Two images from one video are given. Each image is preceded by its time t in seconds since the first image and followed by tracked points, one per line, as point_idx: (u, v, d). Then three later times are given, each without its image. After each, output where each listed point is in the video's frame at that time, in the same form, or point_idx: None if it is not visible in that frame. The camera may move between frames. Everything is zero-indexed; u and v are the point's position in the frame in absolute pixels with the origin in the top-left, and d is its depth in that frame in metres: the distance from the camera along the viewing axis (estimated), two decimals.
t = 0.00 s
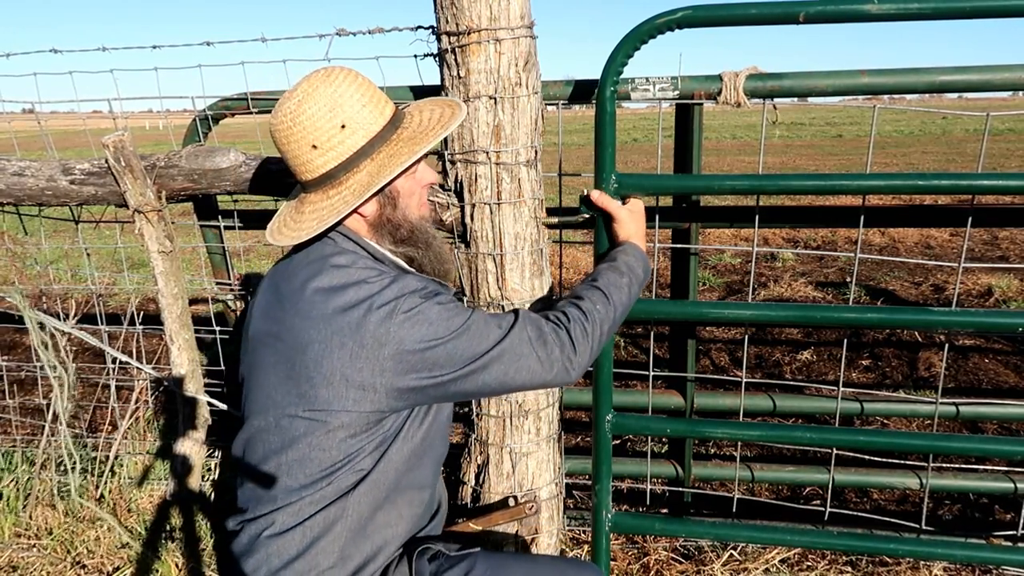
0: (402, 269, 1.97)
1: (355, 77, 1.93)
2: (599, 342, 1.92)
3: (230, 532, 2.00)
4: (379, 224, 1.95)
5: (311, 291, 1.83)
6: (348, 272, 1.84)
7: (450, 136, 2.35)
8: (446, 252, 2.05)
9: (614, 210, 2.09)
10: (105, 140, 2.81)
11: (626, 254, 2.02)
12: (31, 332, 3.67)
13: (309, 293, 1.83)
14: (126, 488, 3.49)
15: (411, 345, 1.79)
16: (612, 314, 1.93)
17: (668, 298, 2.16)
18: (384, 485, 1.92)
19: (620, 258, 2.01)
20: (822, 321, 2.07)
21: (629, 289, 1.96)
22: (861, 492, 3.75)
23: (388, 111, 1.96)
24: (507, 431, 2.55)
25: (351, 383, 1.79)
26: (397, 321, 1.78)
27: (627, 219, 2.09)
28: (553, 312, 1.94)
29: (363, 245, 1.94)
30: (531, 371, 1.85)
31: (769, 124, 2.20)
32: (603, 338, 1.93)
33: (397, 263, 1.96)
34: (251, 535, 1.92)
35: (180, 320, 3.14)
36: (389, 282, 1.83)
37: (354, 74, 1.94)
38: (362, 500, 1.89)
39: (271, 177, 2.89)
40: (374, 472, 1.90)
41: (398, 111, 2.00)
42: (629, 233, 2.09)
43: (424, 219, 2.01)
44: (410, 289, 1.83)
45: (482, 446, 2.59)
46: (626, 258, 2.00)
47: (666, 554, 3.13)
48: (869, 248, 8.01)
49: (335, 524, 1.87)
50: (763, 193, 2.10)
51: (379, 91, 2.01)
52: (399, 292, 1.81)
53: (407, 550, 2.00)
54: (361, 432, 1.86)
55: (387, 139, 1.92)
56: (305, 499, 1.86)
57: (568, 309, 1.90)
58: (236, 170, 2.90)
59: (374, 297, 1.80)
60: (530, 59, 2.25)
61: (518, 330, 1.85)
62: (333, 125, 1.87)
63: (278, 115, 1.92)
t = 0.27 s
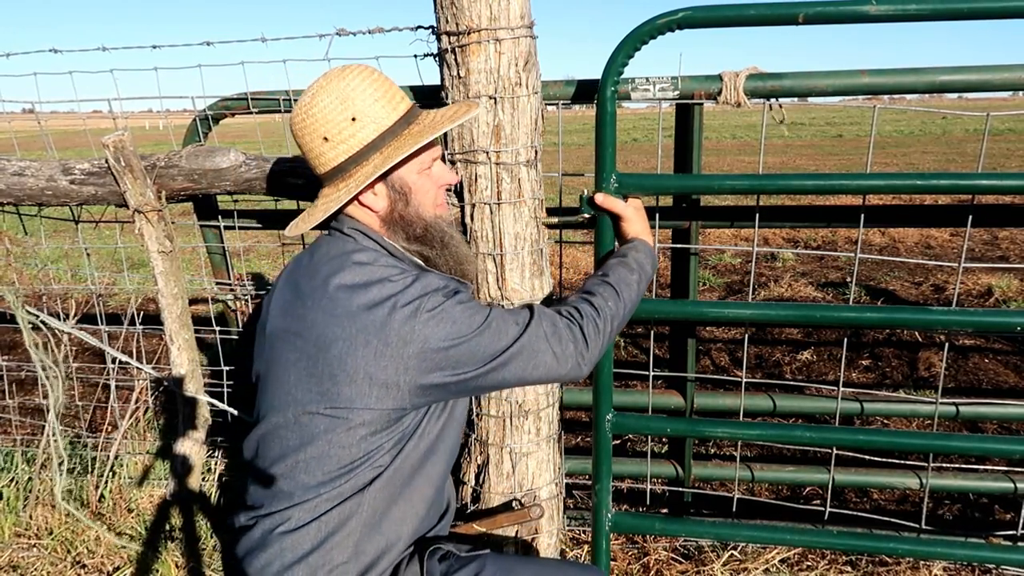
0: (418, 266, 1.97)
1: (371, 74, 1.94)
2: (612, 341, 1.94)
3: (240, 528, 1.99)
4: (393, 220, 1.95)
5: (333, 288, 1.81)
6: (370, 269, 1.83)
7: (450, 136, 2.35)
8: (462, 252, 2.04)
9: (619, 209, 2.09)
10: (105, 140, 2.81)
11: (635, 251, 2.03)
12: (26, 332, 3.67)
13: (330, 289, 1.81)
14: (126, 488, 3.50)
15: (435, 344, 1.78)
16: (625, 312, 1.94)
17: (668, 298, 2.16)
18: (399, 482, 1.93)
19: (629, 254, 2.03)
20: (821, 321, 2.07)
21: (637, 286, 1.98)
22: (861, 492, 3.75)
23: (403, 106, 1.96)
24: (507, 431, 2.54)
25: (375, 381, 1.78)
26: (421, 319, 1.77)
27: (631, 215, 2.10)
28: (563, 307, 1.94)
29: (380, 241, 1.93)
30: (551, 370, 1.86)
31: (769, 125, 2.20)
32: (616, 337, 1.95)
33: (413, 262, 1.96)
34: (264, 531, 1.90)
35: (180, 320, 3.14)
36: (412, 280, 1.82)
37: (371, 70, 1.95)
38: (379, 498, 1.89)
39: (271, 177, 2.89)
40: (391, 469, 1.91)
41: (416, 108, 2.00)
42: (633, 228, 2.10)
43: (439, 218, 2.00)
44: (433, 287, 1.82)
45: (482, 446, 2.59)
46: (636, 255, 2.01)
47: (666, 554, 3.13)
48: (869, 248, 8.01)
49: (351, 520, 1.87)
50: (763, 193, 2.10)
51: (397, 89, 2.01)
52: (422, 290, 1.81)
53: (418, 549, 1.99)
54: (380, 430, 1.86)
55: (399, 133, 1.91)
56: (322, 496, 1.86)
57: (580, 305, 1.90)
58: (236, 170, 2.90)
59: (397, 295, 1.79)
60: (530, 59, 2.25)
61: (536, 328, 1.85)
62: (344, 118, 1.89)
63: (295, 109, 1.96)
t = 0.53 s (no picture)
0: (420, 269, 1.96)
1: (377, 70, 1.95)
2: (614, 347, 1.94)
3: (240, 529, 1.98)
4: (398, 218, 1.96)
5: (336, 291, 1.80)
6: (374, 273, 1.82)
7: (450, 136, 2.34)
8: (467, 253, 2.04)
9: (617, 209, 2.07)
10: (105, 140, 2.81)
11: (635, 255, 2.01)
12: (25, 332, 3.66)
13: (334, 293, 1.80)
14: (126, 488, 3.49)
15: (438, 350, 1.78)
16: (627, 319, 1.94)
17: (669, 298, 2.16)
18: (398, 487, 1.92)
19: (628, 257, 2.02)
20: (822, 321, 2.06)
21: (637, 291, 1.98)
22: (862, 492, 3.75)
23: (410, 103, 1.97)
24: (507, 431, 2.54)
25: (377, 387, 1.78)
26: (425, 325, 1.77)
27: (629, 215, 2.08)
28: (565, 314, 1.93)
29: (384, 243, 1.92)
30: (553, 377, 1.86)
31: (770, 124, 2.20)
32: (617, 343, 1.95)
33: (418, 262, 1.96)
34: (263, 534, 1.90)
35: (180, 320, 3.13)
36: (415, 285, 1.81)
37: (378, 67, 1.96)
38: (378, 503, 1.89)
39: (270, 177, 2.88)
40: (392, 475, 1.90)
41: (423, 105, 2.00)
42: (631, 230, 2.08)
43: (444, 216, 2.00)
44: (436, 292, 1.81)
45: (482, 446, 2.59)
46: (635, 259, 2.00)
47: (666, 554, 3.13)
48: (870, 248, 8.00)
49: (350, 525, 1.87)
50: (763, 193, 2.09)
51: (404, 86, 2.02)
52: (426, 295, 1.80)
53: (418, 553, 1.99)
54: (381, 435, 1.85)
55: (406, 128, 1.92)
56: (322, 501, 1.85)
57: (583, 313, 1.89)
58: (235, 170, 2.89)
59: (401, 300, 1.78)
60: (530, 59, 2.24)
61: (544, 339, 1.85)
62: (351, 113, 1.89)
63: (302, 106, 1.97)
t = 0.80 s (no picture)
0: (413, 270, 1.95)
1: (368, 68, 1.96)
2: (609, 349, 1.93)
3: (237, 533, 1.99)
4: (388, 216, 1.96)
5: (327, 292, 1.80)
6: (365, 274, 1.82)
7: (450, 136, 2.34)
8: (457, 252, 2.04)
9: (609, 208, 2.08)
10: (104, 140, 2.80)
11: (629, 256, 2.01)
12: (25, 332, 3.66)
13: (324, 295, 1.80)
14: (126, 488, 3.49)
15: (429, 352, 1.77)
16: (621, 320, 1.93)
17: (668, 298, 2.16)
18: (393, 490, 1.92)
19: (622, 259, 2.01)
20: (822, 321, 2.06)
21: (633, 292, 1.97)
22: (862, 492, 3.75)
23: (400, 100, 1.97)
24: (507, 431, 2.54)
25: (368, 389, 1.77)
26: (416, 327, 1.76)
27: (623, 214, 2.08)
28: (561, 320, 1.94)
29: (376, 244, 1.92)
30: (546, 379, 1.85)
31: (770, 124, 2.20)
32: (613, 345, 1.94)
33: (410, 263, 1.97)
34: (259, 538, 1.90)
35: (180, 320, 3.13)
36: (406, 286, 1.81)
37: (369, 65, 1.97)
38: (373, 506, 1.88)
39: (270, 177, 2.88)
40: (386, 478, 1.90)
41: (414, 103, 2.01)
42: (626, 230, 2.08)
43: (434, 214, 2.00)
44: (427, 293, 1.81)
45: (482, 447, 2.59)
46: (628, 261, 2.00)
47: (666, 554, 3.13)
48: (870, 248, 8.00)
49: (345, 529, 1.86)
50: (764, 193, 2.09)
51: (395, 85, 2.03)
52: (416, 296, 1.79)
53: (417, 554, 1.99)
54: (374, 438, 1.85)
55: (396, 125, 1.92)
56: (316, 505, 1.85)
57: (578, 318, 1.90)
58: (235, 170, 2.89)
59: (392, 301, 1.78)
60: (530, 59, 2.24)
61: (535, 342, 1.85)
62: (341, 110, 1.90)
63: (292, 104, 1.97)
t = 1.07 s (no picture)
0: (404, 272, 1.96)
1: (353, 69, 1.96)
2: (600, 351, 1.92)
3: (233, 536, 1.99)
4: (375, 215, 1.96)
5: (315, 295, 1.81)
6: (353, 277, 1.83)
7: (450, 136, 2.34)
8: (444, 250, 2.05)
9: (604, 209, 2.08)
10: (105, 140, 2.80)
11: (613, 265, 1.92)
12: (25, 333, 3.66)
13: (312, 298, 1.81)
14: (126, 488, 3.50)
15: (417, 354, 1.77)
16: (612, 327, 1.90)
17: (668, 297, 2.16)
18: (387, 492, 1.92)
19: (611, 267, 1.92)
20: (822, 321, 2.06)
21: (621, 302, 1.89)
22: (862, 492, 3.75)
23: (385, 101, 1.97)
24: (507, 431, 2.54)
25: (356, 391, 1.78)
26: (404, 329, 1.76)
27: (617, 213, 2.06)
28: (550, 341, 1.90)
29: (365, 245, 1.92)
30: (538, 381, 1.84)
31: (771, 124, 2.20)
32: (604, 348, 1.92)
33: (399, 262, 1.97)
34: (254, 542, 1.90)
35: (180, 320, 3.14)
36: (394, 288, 1.81)
37: (353, 67, 1.98)
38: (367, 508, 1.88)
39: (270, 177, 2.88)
40: (379, 480, 1.90)
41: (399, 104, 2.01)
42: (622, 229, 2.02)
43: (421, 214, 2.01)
44: (415, 295, 1.81)
45: (482, 446, 2.59)
46: (615, 268, 1.91)
47: (666, 554, 3.13)
48: (870, 248, 8.00)
49: (339, 532, 1.86)
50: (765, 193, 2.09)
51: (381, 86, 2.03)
52: (404, 299, 1.80)
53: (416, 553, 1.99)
54: (366, 440, 1.85)
55: (381, 125, 1.92)
56: (309, 507, 1.85)
57: (561, 343, 1.86)
58: (235, 170, 2.89)
59: (380, 303, 1.78)
60: (530, 59, 2.24)
61: (525, 351, 1.84)
62: (326, 111, 1.90)
63: (277, 105, 1.97)
